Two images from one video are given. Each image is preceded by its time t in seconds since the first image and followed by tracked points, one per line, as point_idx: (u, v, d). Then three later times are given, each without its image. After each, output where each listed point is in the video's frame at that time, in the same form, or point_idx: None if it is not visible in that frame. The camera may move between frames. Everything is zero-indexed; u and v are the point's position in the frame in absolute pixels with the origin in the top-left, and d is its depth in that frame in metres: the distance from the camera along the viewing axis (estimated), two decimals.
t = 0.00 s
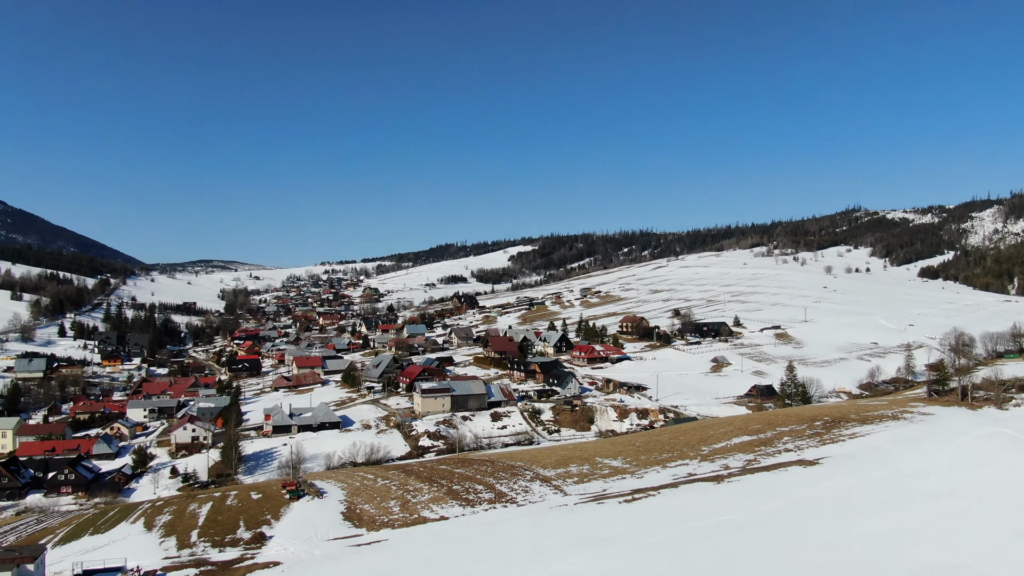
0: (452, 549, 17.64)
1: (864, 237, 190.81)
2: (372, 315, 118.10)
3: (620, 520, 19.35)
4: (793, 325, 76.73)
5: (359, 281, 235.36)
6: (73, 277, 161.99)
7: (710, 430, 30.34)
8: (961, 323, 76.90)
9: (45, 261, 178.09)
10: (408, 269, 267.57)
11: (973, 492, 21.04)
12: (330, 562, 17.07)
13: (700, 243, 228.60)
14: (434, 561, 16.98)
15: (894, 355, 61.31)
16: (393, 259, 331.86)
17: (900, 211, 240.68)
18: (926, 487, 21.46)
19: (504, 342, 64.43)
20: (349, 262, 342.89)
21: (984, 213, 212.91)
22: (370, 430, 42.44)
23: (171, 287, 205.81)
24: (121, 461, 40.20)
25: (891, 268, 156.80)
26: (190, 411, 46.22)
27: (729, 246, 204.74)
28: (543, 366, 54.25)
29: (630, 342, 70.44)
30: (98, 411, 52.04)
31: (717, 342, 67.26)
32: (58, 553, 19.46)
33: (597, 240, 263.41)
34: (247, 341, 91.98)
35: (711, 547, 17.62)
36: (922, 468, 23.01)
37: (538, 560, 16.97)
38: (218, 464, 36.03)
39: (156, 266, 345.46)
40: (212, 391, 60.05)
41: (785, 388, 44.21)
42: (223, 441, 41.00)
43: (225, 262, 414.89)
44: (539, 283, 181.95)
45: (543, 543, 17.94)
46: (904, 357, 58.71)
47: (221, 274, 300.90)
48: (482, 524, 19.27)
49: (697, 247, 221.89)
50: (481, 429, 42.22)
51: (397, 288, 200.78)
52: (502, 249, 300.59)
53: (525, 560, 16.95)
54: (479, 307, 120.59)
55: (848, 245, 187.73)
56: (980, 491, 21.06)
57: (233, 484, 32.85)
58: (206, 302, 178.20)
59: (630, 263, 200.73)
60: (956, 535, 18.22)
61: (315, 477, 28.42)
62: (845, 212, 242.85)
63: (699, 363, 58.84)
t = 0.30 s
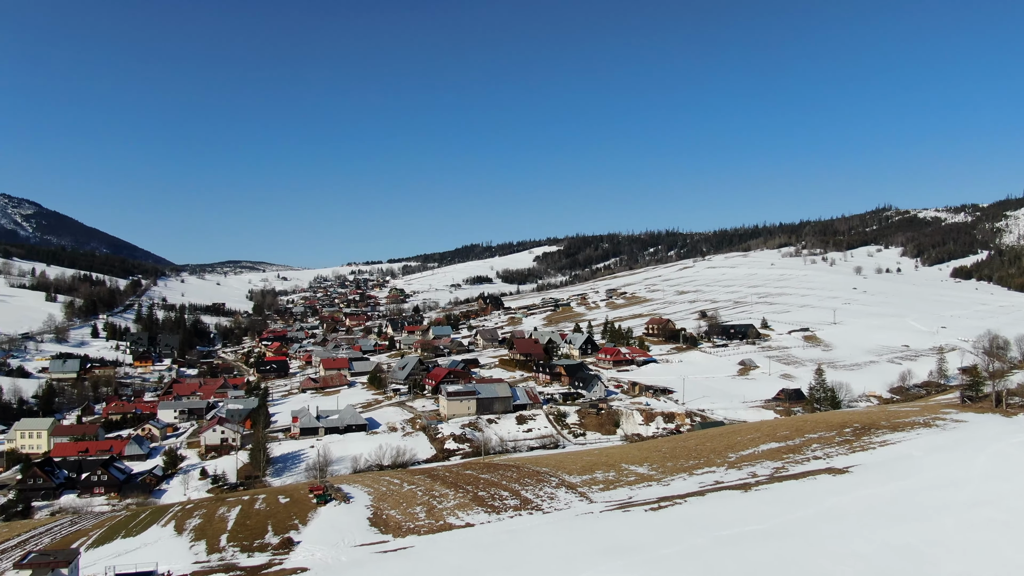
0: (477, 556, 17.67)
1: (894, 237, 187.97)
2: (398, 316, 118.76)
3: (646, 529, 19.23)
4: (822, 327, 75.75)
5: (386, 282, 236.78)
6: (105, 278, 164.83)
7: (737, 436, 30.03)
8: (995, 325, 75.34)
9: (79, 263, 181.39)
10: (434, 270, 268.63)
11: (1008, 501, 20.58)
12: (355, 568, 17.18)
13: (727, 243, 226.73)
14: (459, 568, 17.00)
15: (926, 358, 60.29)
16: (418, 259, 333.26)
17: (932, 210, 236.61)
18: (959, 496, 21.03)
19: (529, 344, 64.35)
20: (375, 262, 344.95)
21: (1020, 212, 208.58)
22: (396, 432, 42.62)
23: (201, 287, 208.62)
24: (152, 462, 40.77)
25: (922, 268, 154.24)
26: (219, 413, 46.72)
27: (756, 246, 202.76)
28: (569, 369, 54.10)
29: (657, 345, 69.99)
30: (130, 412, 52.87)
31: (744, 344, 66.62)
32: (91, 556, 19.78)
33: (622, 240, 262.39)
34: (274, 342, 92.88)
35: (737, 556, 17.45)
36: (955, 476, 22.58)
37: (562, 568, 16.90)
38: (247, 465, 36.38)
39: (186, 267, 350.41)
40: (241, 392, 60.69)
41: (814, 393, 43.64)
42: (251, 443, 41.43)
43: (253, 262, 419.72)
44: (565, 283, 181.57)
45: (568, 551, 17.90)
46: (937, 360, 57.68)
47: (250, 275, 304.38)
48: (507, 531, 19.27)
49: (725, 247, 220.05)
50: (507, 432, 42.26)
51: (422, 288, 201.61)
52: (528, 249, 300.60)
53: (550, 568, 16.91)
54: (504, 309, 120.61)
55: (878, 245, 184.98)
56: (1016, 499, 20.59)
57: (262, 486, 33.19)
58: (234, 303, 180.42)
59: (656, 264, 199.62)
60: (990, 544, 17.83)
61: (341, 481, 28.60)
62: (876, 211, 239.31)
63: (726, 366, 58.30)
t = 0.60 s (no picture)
0: (502, 563, 17.71)
1: (925, 236, 184.97)
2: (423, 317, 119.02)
3: (671, 537, 19.14)
4: (850, 329, 74.78)
5: (411, 282, 237.92)
6: (135, 279, 167.49)
7: (764, 442, 29.73)
8: None
9: (111, 264, 184.46)
10: (460, 270, 269.37)
11: None
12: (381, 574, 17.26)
13: (754, 243, 224.71)
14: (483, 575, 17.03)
15: (958, 361, 59.24)
16: (443, 260, 334.37)
17: (964, 208, 232.43)
18: (992, 506, 20.62)
19: (554, 346, 64.31)
20: (400, 262, 346.73)
21: None
22: (421, 435, 42.79)
23: (229, 288, 211.34)
24: (181, 463, 41.40)
25: (954, 268, 151.69)
26: (246, 414, 47.29)
27: (784, 247, 200.69)
28: (594, 371, 53.95)
29: (682, 347, 69.54)
30: (160, 413, 53.72)
31: (771, 347, 65.99)
32: (123, 559, 20.13)
33: (648, 239, 261.22)
34: (301, 342, 93.70)
35: (764, 566, 17.28)
36: (987, 486, 22.18)
37: None
38: (274, 467, 36.80)
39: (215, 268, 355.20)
40: (268, 393, 61.33)
41: (843, 397, 43.06)
42: (278, 444, 41.89)
43: (281, 262, 424.04)
44: (589, 284, 181.15)
45: (593, 559, 17.87)
46: (969, 364, 56.66)
47: (277, 276, 307.70)
48: (532, 538, 19.29)
49: (751, 247, 218.14)
50: (531, 435, 42.28)
51: (447, 288, 202.39)
52: (552, 249, 300.42)
53: None
54: (529, 310, 120.55)
55: (909, 244, 182.22)
56: None
57: (289, 489, 33.55)
58: (262, 303, 182.57)
59: (681, 264, 198.44)
60: None
61: (366, 484, 28.79)
62: (906, 210, 235.69)
63: (753, 368, 57.77)
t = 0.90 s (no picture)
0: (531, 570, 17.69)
1: (962, 235, 181.36)
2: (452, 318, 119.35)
3: (701, 545, 18.98)
4: (884, 331, 73.49)
5: (440, 283, 238.85)
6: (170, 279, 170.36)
7: (796, 448, 29.33)
8: None
9: (146, 265, 187.69)
10: (488, 270, 270.05)
11: None
12: None
13: (785, 242, 222.11)
14: None
15: (997, 364, 57.97)
16: (471, 260, 335.30)
17: (1003, 207, 227.52)
18: None
19: (583, 348, 64.15)
20: (430, 263, 348.44)
21: None
22: (450, 437, 42.95)
23: (261, 288, 214.13)
24: (215, 463, 42.01)
25: (992, 268, 148.57)
26: (278, 416, 47.81)
27: (816, 246, 198.10)
28: (623, 374, 53.72)
29: (713, 349, 68.87)
30: (194, 414, 54.57)
31: (803, 349, 65.16)
32: (158, 561, 20.47)
33: (677, 239, 259.48)
34: (332, 343, 94.56)
35: None
36: None
37: None
38: (306, 469, 37.18)
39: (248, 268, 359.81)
40: (299, 394, 61.95)
41: (877, 402, 42.35)
42: (309, 446, 42.31)
43: (311, 262, 428.43)
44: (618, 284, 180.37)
45: (623, 566, 17.78)
46: (1008, 367, 55.41)
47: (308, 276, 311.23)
48: (561, 545, 19.25)
49: (783, 246, 215.71)
50: (560, 438, 42.23)
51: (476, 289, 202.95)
52: (581, 249, 299.65)
53: None
54: (557, 310, 120.30)
55: (945, 244, 178.82)
56: None
57: (320, 491, 33.89)
58: (293, 304, 184.55)
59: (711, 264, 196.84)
60: None
61: (395, 488, 28.94)
62: (943, 208, 231.31)
63: (784, 371, 57.06)
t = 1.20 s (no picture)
0: None
1: (1002, 234, 177.23)
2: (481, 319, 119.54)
3: (732, 555, 18.80)
4: (921, 333, 72.14)
5: (469, 283, 239.34)
6: (204, 280, 173.06)
7: (830, 455, 28.86)
8: None
9: (181, 266, 190.63)
10: (518, 270, 270.17)
11: None
12: None
13: (819, 242, 218.89)
14: None
15: None
16: (501, 260, 335.89)
17: None
18: None
19: (613, 350, 63.87)
20: (459, 263, 349.74)
21: None
22: (479, 439, 43.00)
23: (293, 289, 216.66)
24: (248, 464, 42.53)
25: None
26: (310, 417, 48.28)
27: (851, 246, 194.98)
28: (653, 377, 53.35)
29: (744, 351, 68.15)
30: (227, 414, 55.33)
31: (837, 352, 64.18)
32: (193, 563, 20.82)
33: (708, 239, 257.17)
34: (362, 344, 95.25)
35: None
36: None
37: None
38: (337, 471, 37.50)
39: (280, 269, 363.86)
40: (330, 395, 62.49)
41: (914, 407, 41.52)
42: (340, 448, 42.68)
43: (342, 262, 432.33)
44: (648, 284, 179.43)
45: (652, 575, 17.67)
46: None
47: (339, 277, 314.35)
48: (591, 552, 19.20)
49: (815, 246, 212.70)
50: (590, 441, 42.11)
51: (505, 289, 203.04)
52: (611, 249, 298.52)
53: None
54: (587, 311, 119.98)
55: (984, 243, 174.91)
56: None
57: (351, 493, 34.15)
58: (324, 305, 186.28)
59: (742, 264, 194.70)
60: None
61: (425, 491, 29.05)
62: (982, 206, 226.26)
63: (817, 374, 56.24)
